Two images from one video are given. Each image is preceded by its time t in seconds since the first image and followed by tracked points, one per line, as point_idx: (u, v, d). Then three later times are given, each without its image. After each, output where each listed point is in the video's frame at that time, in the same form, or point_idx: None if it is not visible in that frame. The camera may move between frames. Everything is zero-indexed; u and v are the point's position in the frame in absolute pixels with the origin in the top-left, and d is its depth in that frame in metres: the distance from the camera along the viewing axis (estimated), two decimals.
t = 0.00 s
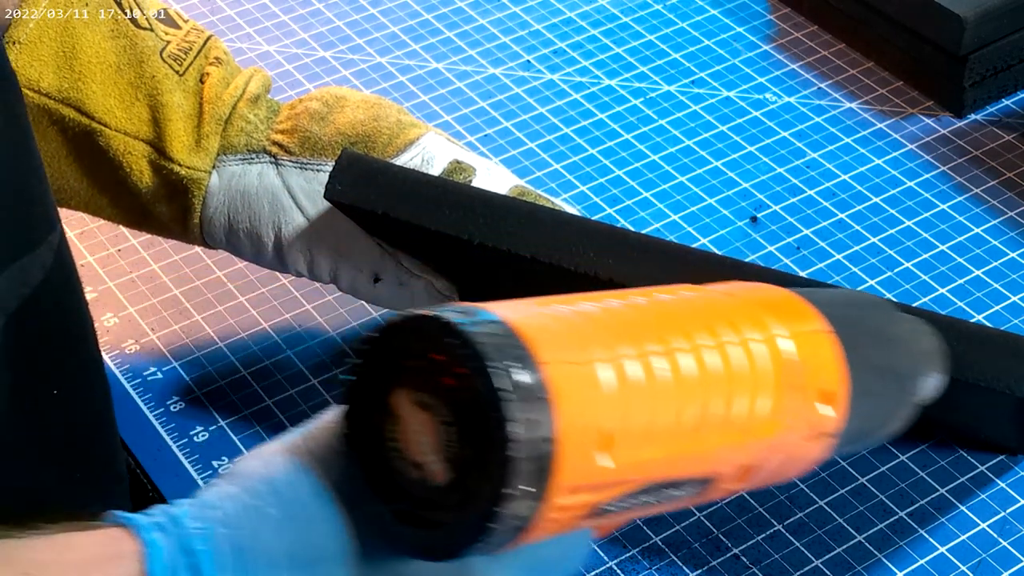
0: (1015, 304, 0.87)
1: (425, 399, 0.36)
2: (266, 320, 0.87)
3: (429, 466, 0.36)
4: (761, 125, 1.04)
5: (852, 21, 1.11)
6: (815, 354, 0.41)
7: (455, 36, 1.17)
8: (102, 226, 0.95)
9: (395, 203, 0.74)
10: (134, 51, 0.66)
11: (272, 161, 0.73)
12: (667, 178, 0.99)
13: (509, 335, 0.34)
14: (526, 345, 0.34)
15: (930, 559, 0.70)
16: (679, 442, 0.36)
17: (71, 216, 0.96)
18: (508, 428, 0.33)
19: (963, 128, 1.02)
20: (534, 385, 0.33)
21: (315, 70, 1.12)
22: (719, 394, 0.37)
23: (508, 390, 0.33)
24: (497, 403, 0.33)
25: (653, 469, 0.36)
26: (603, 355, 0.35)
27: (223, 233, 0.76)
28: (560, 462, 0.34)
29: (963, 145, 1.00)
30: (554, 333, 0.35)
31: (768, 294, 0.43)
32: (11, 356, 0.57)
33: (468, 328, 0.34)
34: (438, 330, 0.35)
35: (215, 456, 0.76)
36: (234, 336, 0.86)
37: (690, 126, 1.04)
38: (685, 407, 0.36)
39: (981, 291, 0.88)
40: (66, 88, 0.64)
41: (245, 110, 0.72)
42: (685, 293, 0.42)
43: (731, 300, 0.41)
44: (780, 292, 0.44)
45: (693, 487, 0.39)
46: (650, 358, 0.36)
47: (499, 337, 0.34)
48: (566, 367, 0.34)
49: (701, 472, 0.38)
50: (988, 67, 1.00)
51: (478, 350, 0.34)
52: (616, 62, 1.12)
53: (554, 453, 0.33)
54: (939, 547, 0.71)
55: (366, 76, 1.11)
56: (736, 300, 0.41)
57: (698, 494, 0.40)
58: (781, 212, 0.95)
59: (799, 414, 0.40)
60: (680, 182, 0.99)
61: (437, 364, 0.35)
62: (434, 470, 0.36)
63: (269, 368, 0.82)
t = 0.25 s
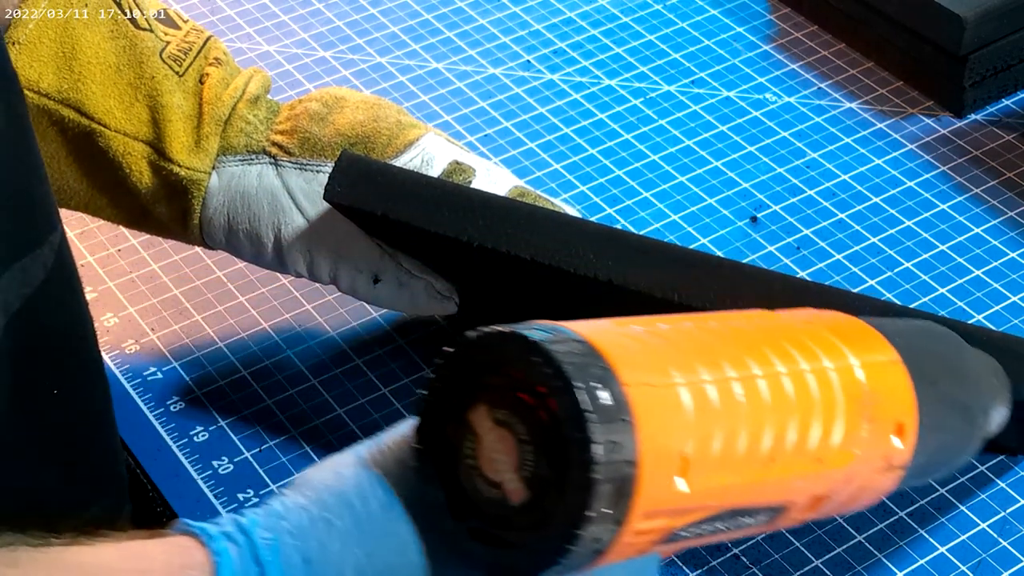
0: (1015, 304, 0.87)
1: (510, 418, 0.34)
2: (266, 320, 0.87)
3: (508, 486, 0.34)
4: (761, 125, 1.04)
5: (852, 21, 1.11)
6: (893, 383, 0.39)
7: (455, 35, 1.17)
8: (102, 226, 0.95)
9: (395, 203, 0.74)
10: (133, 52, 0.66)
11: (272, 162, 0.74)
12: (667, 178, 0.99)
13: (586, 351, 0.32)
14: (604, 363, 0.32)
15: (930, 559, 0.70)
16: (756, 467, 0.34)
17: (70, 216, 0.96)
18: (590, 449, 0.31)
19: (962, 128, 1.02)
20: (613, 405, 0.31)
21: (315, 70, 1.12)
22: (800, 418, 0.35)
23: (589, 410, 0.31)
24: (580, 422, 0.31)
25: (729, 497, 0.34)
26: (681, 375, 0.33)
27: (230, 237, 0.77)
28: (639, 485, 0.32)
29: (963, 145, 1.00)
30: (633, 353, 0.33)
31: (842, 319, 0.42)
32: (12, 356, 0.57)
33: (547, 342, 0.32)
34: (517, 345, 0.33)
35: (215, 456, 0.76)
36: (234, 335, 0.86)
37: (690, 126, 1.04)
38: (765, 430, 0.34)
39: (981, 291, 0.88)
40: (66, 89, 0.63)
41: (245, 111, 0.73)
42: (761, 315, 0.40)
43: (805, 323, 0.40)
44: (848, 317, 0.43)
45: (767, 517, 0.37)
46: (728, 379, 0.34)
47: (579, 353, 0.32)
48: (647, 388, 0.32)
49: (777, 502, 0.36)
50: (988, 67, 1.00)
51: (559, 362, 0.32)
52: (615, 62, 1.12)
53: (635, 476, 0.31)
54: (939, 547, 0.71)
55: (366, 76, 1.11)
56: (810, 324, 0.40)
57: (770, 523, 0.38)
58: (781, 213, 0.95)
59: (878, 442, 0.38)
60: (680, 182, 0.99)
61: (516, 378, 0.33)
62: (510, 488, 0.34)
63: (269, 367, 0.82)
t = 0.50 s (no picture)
0: (1015, 304, 0.87)
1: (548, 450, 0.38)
2: (266, 320, 0.87)
3: (546, 517, 0.39)
4: (761, 125, 1.04)
5: (852, 21, 1.11)
6: (920, 422, 0.43)
7: (455, 36, 1.17)
8: (102, 226, 0.95)
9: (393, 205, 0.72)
10: (129, 58, 0.67)
11: (268, 169, 0.73)
12: (667, 178, 0.99)
13: (630, 387, 0.37)
14: (648, 394, 0.37)
15: (930, 558, 0.70)
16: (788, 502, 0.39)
17: (70, 216, 0.96)
18: (631, 481, 0.36)
19: (963, 128, 1.02)
20: (650, 436, 0.36)
21: (315, 70, 1.12)
22: (829, 454, 0.40)
23: (629, 440, 0.36)
24: (621, 450, 0.36)
25: (764, 531, 0.39)
26: (720, 410, 0.38)
27: (230, 240, 0.76)
28: (678, 518, 0.36)
29: (963, 145, 1.00)
30: (674, 385, 0.38)
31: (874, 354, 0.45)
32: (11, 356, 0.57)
33: (587, 376, 0.37)
34: (559, 380, 0.38)
35: (215, 456, 0.76)
36: (234, 335, 0.86)
37: (690, 126, 1.04)
38: (797, 465, 0.39)
39: (980, 291, 0.88)
40: (64, 97, 0.65)
41: (242, 117, 0.72)
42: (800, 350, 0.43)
43: (841, 359, 0.43)
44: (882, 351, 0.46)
45: (801, 558, 0.41)
46: (764, 416, 0.39)
47: (618, 388, 0.37)
48: (684, 414, 0.37)
49: (810, 542, 0.40)
50: (988, 67, 1.00)
51: (600, 394, 0.37)
52: (616, 62, 1.12)
53: (675, 505, 0.36)
54: (939, 547, 0.71)
55: (366, 76, 1.11)
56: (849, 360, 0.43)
57: (805, 564, 0.42)
58: (781, 213, 0.95)
59: (904, 477, 0.42)
60: (680, 182, 0.99)
61: (562, 420, 0.38)
62: (549, 522, 0.39)
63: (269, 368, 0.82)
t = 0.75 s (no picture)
0: (1015, 304, 0.87)
1: (491, 548, 0.32)
2: (266, 320, 0.87)
3: None
4: (761, 125, 1.04)
5: (852, 21, 1.11)
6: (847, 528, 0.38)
7: (455, 36, 1.17)
8: (102, 226, 0.95)
9: (375, 236, 0.72)
10: (124, 88, 0.64)
11: (262, 199, 0.70)
12: (667, 178, 0.99)
13: (554, 494, 0.32)
14: (574, 496, 0.32)
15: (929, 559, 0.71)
16: None
17: (70, 216, 0.96)
18: None
19: (963, 128, 1.02)
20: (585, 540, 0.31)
21: (315, 70, 1.12)
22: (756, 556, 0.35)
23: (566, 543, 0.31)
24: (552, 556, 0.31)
25: None
26: (646, 517, 0.32)
27: (228, 253, 0.75)
28: None
29: (963, 145, 1.00)
30: (612, 489, 0.33)
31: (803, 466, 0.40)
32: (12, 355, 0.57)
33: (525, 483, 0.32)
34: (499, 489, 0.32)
35: (215, 456, 0.76)
36: (234, 336, 0.86)
37: (690, 126, 1.05)
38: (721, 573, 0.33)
39: (981, 291, 0.88)
40: (62, 127, 0.64)
41: (237, 142, 0.68)
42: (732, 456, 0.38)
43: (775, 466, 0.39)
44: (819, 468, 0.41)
45: None
46: (691, 516, 0.33)
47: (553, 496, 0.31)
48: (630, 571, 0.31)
49: None
50: (988, 67, 1.00)
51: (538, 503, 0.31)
52: (616, 62, 1.12)
53: None
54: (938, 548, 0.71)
55: (366, 76, 1.11)
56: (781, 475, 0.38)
57: None
58: (781, 212, 0.95)
59: None
60: (680, 182, 0.99)
61: (497, 531, 0.32)
62: None
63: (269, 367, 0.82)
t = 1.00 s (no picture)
0: (1015, 304, 0.87)
1: None
2: (266, 320, 0.87)
3: None
4: (761, 125, 1.04)
5: (852, 21, 1.11)
6: None
7: (455, 36, 1.17)
8: (102, 226, 0.95)
9: (371, 254, 0.71)
10: (123, 103, 0.64)
11: (261, 213, 0.71)
12: (667, 178, 0.99)
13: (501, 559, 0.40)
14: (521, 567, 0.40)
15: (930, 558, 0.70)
16: None
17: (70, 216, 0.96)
18: None
19: (963, 127, 1.02)
20: None
21: (315, 70, 1.12)
22: None
23: None
24: None
25: None
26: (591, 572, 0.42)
27: (232, 266, 0.76)
28: None
29: (963, 145, 1.00)
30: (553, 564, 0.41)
31: (737, 544, 0.51)
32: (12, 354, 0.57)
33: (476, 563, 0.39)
34: (448, 564, 0.40)
35: (216, 456, 0.76)
36: (234, 335, 0.86)
37: (690, 126, 1.04)
38: None
39: (981, 291, 0.88)
40: (61, 142, 0.63)
41: (235, 158, 0.69)
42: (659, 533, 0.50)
43: (696, 550, 0.48)
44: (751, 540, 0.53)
45: None
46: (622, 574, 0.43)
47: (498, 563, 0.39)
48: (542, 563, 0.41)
49: None
50: (988, 67, 1.00)
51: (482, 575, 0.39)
52: (616, 62, 1.12)
53: None
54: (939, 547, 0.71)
55: (366, 76, 1.11)
56: (707, 538, 0.51)
57: None
58: (781, 212, 0.95)
59: None
60: (680, 182, 0.99)
61: None
62: None
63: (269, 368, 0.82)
